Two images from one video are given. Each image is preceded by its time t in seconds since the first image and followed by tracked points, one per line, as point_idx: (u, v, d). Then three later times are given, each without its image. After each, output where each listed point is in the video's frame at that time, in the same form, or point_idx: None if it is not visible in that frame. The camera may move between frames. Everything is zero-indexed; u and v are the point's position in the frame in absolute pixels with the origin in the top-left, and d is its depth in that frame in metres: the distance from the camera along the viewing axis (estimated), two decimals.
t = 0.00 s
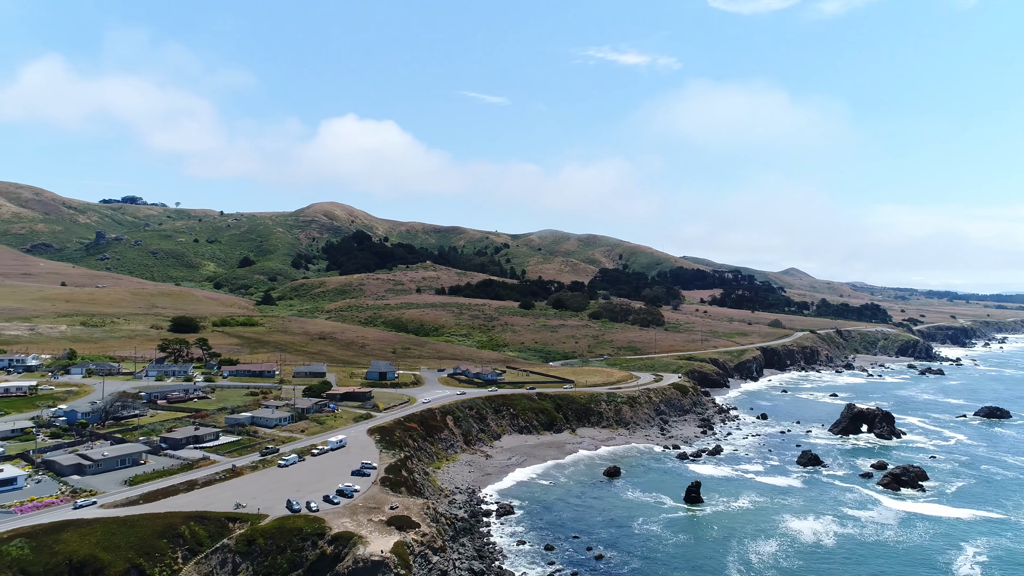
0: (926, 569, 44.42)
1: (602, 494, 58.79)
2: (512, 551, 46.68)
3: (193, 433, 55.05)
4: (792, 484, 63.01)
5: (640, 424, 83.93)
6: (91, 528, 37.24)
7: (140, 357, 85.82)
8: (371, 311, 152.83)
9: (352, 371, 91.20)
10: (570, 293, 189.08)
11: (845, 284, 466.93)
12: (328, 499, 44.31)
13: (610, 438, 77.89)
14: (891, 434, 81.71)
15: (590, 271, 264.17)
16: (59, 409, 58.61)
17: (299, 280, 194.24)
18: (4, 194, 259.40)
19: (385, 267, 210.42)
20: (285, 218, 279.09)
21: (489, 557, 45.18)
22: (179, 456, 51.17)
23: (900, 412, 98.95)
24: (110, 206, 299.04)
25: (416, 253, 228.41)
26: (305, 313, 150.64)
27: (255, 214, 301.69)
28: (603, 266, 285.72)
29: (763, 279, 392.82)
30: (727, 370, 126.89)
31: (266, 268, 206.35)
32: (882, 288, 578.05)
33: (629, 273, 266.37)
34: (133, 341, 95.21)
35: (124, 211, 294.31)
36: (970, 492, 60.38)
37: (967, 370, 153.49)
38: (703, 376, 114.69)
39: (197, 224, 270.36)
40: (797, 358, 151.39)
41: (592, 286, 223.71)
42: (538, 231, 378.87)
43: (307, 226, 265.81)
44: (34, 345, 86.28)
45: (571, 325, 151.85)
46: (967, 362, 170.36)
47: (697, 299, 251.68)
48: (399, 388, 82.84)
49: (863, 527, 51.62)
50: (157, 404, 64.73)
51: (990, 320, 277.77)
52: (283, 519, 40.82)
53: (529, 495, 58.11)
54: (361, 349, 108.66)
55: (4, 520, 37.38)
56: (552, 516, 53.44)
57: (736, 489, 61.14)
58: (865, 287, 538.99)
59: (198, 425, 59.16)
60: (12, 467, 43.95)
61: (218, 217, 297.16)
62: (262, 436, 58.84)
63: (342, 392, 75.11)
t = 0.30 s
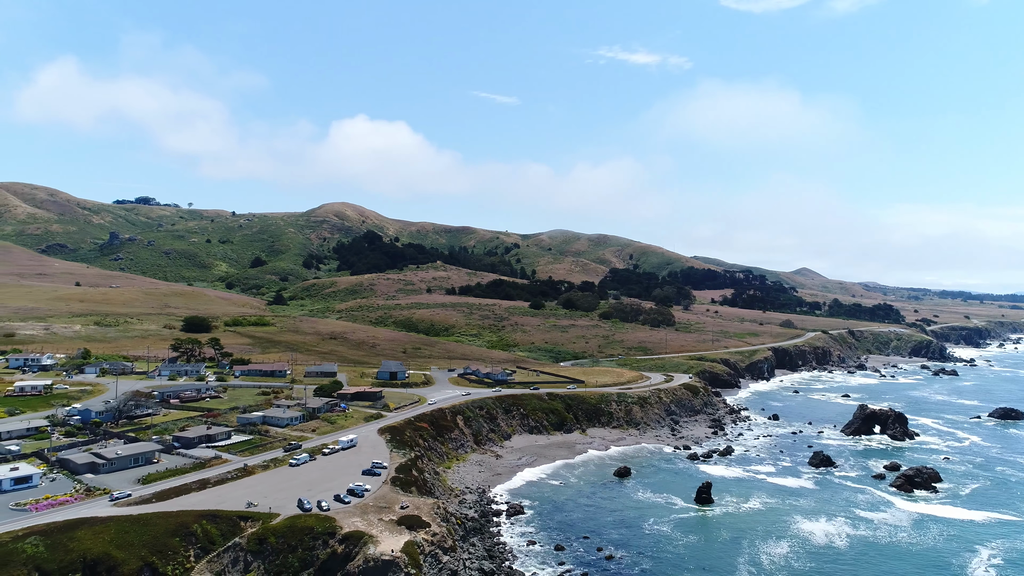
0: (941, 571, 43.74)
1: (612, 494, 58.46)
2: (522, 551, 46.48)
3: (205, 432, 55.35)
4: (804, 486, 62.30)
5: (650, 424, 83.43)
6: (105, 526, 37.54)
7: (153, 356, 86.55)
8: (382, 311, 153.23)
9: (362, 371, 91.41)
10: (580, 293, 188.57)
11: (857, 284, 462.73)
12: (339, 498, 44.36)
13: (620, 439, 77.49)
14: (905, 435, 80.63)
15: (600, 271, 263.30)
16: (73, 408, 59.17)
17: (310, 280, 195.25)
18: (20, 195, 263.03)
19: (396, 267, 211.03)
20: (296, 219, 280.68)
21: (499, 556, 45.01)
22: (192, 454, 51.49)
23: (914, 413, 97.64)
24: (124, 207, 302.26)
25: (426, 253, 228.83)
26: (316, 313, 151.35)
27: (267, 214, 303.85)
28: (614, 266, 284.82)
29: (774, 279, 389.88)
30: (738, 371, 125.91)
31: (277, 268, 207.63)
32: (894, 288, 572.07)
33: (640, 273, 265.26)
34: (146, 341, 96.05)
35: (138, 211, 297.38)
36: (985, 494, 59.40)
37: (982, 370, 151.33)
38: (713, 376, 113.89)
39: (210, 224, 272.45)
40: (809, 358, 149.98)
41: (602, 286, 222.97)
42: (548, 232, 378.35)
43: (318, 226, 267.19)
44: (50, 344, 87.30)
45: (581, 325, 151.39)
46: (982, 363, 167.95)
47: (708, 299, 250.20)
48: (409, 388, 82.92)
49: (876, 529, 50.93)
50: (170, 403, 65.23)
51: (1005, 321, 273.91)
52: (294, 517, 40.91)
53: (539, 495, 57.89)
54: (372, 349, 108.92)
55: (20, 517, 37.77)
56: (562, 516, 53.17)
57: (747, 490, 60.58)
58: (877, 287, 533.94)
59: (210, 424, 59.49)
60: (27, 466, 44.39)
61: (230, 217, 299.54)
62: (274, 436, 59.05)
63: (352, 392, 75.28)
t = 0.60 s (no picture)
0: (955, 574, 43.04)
1: (622, 495, 58.09)
2: (532, 552, 46.27)
3: (216, 432, 55.64)
4: (815, 487, 61.66)
5: (661, 425, 82.93)
6: (118, 524, 37.80)
7: (166, 356, 87.31)
8: (392, 311, 153.57)
9: (373, 370, 91.60)
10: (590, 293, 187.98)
11: (870, 284, 458.11)
12: (350, 497, 44.44)
13: (630, 439, 77.10)
14: (918, 437, 79.49)
15: (611, 271, 262.33)
16: (87, 407, 59.74)
17: (321, 280, 196.19)
18: (36, 195, 266.31)
19: (406, 267, 211.59)
20: (307, 219, 282.19)
21: (509, 556, 44.83)
22: (204, 453, 51.81)
23: (927, 413, 96.33)
24: (137, 208, 305.53)
25: (436, 253, 229.10)
26: (327, 313, 152.06)
27: (279, 215, 305.89)
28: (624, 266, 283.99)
29: (786, 279, 386.92)
30: (749, 371, 124.90)
31: (288, 268, 208.82)
32: (908, 288, 566.19)
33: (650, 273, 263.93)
34: (159, 340, 96.87)
35: (152, 212, 300.23)
36: (1000, 496, 58.47)
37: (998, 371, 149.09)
38: (724, 377, 113.02)
39: (222, 225, 274.38)
40: (821, 359, 148.52)
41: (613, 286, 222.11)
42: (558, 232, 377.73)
43: (329, 226, 268.39)
44: (65, 343, 88.31)
45: (592, 326, 150.91)
46: (998, 364, 165.41)
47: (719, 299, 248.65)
48: (419, 388, 82.98)
49: (889, 532, 50.24)
50: (182, 402, 65.73)
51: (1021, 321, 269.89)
52: (305, 516, 41.00)
53: (548, 495, 57.66)
54: (382, 349, 109.12)
55: (35, 515, 38.12)
56: (572, 516, 52.91)
57: (758, 490, 60.03)
58: (890, 287, 528.38)
59: (222, 423, 59.87)
60: (42, 464, 44.84)
61: (242, 217, 301.77)
62: (285, 435, 59.29)
63: (363, 391, 75.44)
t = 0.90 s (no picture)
0: None
1: (636, 496, 57.66)
2: (546, 552, 46.07)
3: (233, 431, 56.08)
4: (832, 488, 60.73)
5: (676, 425, 82.26)
6: (137, 521, 38.17)
7: (183, 355, 88.23)
8: (406, 311, 154.10)
9: (387, 370, 91.88)
10: (605, 293, 187.23)
11: (888, 284, 451.90)
12: (365, 496, 44.54)
13: (645, 439, 76.56)
14: (937, 438, 78.04)
15: (625, 271, 261.13)
16: (106, 406, 60.44)
17: (336, 280, 197.48)
18: (56, 197, 270.81)
19: (420, 267, 212.33)
20: (322, 219, 284.20)
21: (524, 556, 44.66)
22: (221, 452, 52.23)
23: (947, 415, 94.59)
24: (156, 209, 309.63)
25: (451, 254, 229.60)
26: (342, 313, 153.08)
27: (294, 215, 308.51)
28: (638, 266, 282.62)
29: (802, 279, 382.81)
30: (765, 371, 123.59)
31: (304, 268, 210.54)
32: (928, 288, 557.49)
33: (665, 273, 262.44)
34: (177, 340, 97.90)
35: (170, 213, 304.13)
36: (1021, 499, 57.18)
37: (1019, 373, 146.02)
38: (740, 377, 111.87)
39: (239, 225, 277.41)
40: (838, 359, 146.56)
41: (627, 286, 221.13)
42: (571, 232, 376.76)
43: (343, 226, 270.19)
44: (85, 343, 89.63)
45: (606, 325, 150.30)
46: (1019, 365, 162.13)
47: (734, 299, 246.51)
48: (434, 387, 83.09)
49: (907, 534, 49.31)
50: (199, 401, 66.35)
51: None
52: (320, 515, 41.14)
53: (563, 495, 57.37)
54: (397, 348, 109.50)
55: (55, 512, 38.60)
56: (587, 517, 52.59)
57: (774, 492, 59.24)
58: (909, 287, 520.89)
59: (238, 422, 60.32)
60: (62, 462, 45.41)
61: (258, 218, 304.67)
62: (301, 434, 59.63)
63: (377, 391, 75.67)
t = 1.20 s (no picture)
0: None
1: (651, 497, 57.14)
2: (560, 552, 45.81)
3: (249, 429, 56.51)
4: (848, 490, 59.79)
5: (690, 426, 81.51)
6: (155, 519, 38.54)
7: (200, 354, 89.23)
8: (421, 311, 154.59)
9: (402, 370, 92.14)
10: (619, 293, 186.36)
11: (907, 285, 445.65)
12: (379, 495, 44.58)
13: (660, 440, 75.94)
14: (955, 440, 76.56)
15: (640, 271, 259.74)
16: (124, 404, 61.22)
17: (351, 280, 198.72)
18: (76, 198, 275.23)
19: (435, 267, 212.96)
20: (338, 220, 286.15)
21: (538, 557, 44.43)
22: (238, 451, 52.64)
23: (967, 417, 92.79)
24: (173, 210, 313.64)
25: (465, 254, 229.97)
26: (357, 313, 154.03)
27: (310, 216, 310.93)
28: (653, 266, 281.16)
29: (819, 279, 378.54)
30: (781, 372, 122.14)
31: (319, 268, 212.17)
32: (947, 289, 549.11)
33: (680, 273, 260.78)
34: (194, 339, 99.08)
35: (188, 214, 308.03)
36: None
37: None
38: (755, 378, 110.64)
39: (255, 225, 280.18)
40: (855, 360, 144.53)
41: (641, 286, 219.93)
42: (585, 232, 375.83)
43: (358, 227, 271.83)
44: (105, 342, 90.90)
45: (620, 326, 149.59)
46: None
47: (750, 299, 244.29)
48: (448, 387, 83.14)
49: (926, 537, 48.35)
50: (216, 400, 66.95)
51: None
52: (336, 514, 41.28)
53: (577, 496, 57.03)
54: (411, 348, 109.80)
55: (75, 509, 39.12)
56: (601, 518, 52.20)
57: (790, 494, 58.42)
58: (927, 288, 513.39)
59: (255, 421, 60.79)
60: (82, 460, 46.04)
61: (274, 218, 307.46)
62: (316, 433, 59.94)
63: (392, 390, 75.86)
